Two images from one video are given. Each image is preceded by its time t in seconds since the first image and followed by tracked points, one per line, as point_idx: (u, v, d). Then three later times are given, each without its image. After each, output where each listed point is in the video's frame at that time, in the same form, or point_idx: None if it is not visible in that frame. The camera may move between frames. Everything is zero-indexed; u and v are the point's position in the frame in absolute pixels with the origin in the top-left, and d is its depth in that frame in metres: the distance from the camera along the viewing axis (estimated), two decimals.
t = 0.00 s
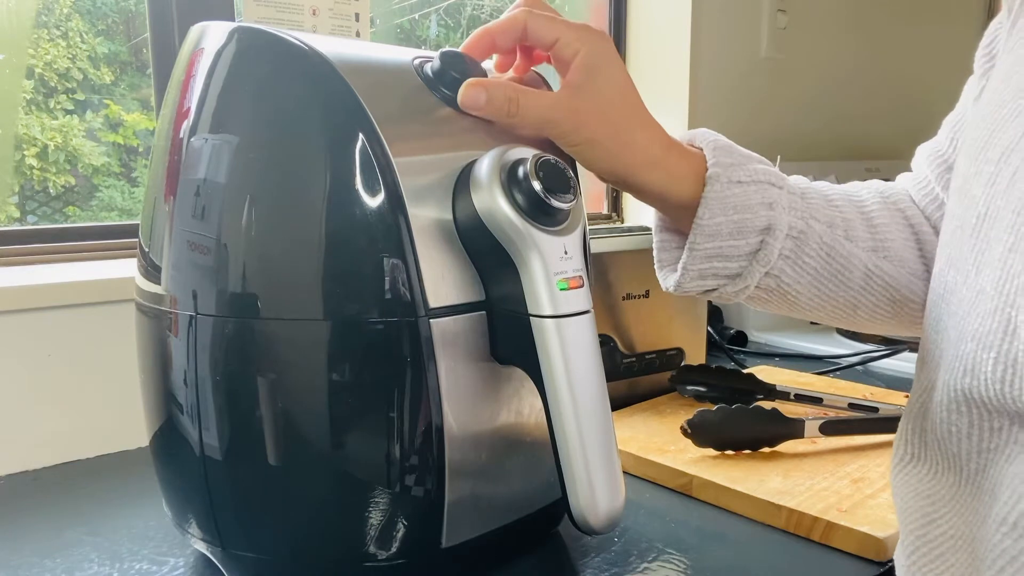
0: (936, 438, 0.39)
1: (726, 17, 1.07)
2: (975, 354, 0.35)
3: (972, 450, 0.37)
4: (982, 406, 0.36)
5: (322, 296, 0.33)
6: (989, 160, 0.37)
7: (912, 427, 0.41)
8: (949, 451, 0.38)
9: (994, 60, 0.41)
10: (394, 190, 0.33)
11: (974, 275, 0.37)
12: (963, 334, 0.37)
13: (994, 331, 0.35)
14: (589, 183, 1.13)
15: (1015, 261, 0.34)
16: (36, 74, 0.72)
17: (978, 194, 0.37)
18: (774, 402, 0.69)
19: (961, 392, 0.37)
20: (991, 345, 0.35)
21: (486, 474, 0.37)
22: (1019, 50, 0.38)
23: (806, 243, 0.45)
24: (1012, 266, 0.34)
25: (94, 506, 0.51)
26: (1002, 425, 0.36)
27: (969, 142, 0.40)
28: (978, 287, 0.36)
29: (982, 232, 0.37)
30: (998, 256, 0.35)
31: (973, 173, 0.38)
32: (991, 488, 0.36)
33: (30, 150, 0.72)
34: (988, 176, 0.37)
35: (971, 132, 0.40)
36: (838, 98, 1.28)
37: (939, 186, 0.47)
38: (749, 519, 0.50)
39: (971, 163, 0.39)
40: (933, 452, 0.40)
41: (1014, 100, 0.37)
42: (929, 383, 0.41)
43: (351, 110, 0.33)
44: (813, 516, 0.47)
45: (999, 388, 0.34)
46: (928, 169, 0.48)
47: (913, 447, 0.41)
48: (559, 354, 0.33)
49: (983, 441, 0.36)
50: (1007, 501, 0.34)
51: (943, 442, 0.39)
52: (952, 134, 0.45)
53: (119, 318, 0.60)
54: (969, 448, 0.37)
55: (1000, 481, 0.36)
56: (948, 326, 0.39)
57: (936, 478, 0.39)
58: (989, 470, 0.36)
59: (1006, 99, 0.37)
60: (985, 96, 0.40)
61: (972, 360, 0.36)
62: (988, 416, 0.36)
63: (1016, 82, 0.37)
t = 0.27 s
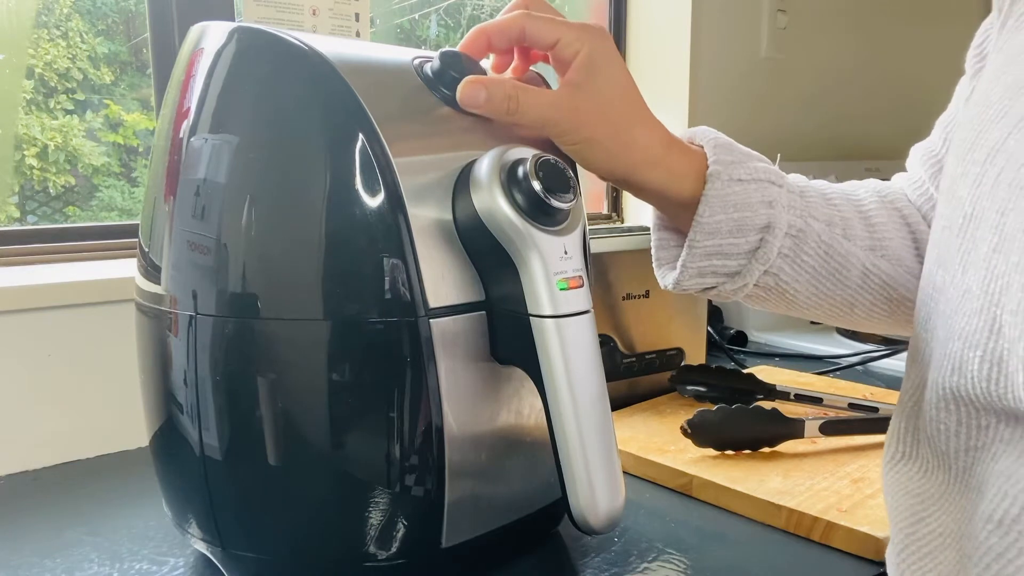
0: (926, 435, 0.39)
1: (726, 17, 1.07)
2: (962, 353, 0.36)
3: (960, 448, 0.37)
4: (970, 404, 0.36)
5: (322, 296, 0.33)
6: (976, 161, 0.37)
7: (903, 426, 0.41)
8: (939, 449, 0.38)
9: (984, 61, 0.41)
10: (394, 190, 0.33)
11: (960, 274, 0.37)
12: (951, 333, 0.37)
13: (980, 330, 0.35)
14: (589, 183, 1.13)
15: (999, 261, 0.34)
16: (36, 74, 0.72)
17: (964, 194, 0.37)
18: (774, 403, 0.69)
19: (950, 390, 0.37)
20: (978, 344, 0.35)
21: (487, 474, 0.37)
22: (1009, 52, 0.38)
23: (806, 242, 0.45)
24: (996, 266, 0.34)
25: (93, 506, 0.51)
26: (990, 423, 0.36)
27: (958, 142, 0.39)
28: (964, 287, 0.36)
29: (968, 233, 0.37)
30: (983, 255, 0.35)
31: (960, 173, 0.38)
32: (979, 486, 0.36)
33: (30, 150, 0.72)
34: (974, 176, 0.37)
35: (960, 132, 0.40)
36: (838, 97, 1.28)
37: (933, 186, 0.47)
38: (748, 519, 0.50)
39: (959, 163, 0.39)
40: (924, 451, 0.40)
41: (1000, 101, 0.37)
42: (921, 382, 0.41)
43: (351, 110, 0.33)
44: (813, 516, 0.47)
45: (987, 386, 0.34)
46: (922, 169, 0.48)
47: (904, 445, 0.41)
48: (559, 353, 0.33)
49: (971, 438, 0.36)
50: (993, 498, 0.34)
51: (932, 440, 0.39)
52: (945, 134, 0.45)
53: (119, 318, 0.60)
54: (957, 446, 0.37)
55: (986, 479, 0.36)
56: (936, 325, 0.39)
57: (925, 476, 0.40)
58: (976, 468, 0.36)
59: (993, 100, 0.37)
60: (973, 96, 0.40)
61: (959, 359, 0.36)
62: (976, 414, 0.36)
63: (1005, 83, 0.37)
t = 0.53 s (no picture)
0: (922, 431, 0.40)
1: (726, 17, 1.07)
2: (954, 349, 0.36)
3: (952, 444, 0.37)
4: (962, 400, 0.36)
5: (322, 296, 0.33)
6: (969, 159, 0.37)
7: (902, 422, 0.41)
8: (933, 445, 0.39)
9: (980, 58, 0.41)
10: (394, 190, 0.33)
11: (953, 271, 0.37)
12: (944, 329, 0.37)
13: (972, 327, 0.35)
14: (588, 183, 1.13)
15: (990, 258, 0.34)
16: (36, 74, 0.72)
17: (957, 191, 0.37)
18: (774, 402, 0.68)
19: (942, 386, 0.37)
20: (969, 340, 0.35)
21: (486, 474, 0.37)
22: (1004, 49, 0.38)
23: (800, 238, 0.45)
24: (988, 263, 0.34)
25: (93, 506, 0.51)
26: (980, 419, 0.35)
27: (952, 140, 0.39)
28: (957, 283, 0.36)
29: (961, 230, 0.37)
30: (975, 252, 0.35)
31: (954, 170, 0.38)
32: (970, 482, 0.36)
33: (30, 150, 0.72)
34: (966, 173, 0.37)
35: (955, 129, 0.40)
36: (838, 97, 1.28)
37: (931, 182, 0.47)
38: (748, 519, 0.50)
39: (953, 161, 0.39)
40: (920, 447, 0.40)
41: (994, 98, 0.37)
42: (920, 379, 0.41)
43: (351, 110, 0.33)
44: (813, 516, 0.47)
45: (977, 382, 0.35)
46: (919, 165, 0.47)
47: (901, 441, 0.41)
48: (559, 353, 0.33)
49: (963, 435, 0.36)
50: (983, 495, 0.34)
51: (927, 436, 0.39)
52: (942, 132, 0.45)
53: (119, 318, 0.60)
54: (949, 442, 0.37)
55: (977, 475, 0.35)
56: (931, 322, 0.39)
57: (919, 474, 0.40)
58: (967, 464, 0.36)
59: (987, 98, 0.37)
60: (969, 93, 0.40)
61: (951, 355, 0.36)
62: (967, 410, 0.36)
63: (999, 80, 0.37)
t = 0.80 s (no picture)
0: (925, 429, 0.40)
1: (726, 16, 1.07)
2: (959, 345, 0.36)
3: (954, 442, 0.37)
4: (965, 397, 0.36)
5: (322, 296, 0.33)
6: (972, 155, 0.37)
7: (904, 419, 0.42)
8: (935, 442, 0.39)
9: (982, 55, 0.41)
10: (395, 191, 0.33)
11: (957, 267, 0.37)
12: (948, 326, 0.37)
13: (977, 322, 0.35)
14: (588, 182, 1.13)
15: (996, 254, 0.34)
16: (36, 74, 0.72)
17: (960, 188, 0.37)
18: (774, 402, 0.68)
19: (945, 382, 0.37)
20: (974, 336, 0.35)
21: (486, 474, 0.37)
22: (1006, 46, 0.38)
23: (796, 234, 0.45)
24: (993, 259, 0.34)
25: (93, 506, 0.51)
26: (982, 417, 0.36)
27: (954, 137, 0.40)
28: (961, 279, 0.36)
29: (964, 227, 0.37)
30: (979, 249, 0.35)
31: (957, 167, 0.38)
32: (973, 480, 0.36)
33: (30, 150, 0.72)
34: (970, 170, 0.37)
35: (957, 125, 0.40)
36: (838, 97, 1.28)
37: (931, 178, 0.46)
38: (748, 519, 0.50)
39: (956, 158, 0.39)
40: (923, 444, 0.40)
41: (997, 96, 0.37)
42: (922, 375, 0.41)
43: (351, 110, 0.33)
44: (813, 516, 0.47)
45: (982, 378, 0.35)
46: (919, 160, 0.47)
47: (904, 438, 0.41)
48: (558, 352, 0.33)
49: (965, 432, 0.36)
50: (985, 492, 0.35)
51: (930, 434, 0.39)
52: (943, 128, 0.45)
53: (119, 318, 0.60)
54: (951, 440, 0.37)
55: (979, 473, 0.36)
56: (935, 318, 0.39)
57: (920, 470, 0.40)
58: (969, 461, 0.36)
59: (990, 95, 0.37)
60: (972, 89, 0.40)
61: (955, 351, 0.36)
62: (970, 407, 0.36)
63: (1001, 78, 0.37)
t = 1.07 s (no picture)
0: (932, 429, 0.39)
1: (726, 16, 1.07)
2: (971, 346, 0.36)
3: (966, 442, 0.37)
4: (977, 397, 0.36)
5: (322, 296, 0.33)
6: (986, 156, 0.37)
7: (911, 419, 0.42)
8: (944, 442, 0.39)
9: (991, 56, 0.42)
10: (395, 191, 0.33)
11: (971, 268, 0.37)
12: (960, 326, 0.37)
13: (991, 323, 0.35)
14: (588, 182, 1.13)
15: (1011, 254, 0.34)
16: (36, 74, 0.72)
17: (975, 188, 0.37)
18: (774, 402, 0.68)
19: (957, 382, 0.37)
20: (988, 337, 0.35)
21: (486, 474, 0.37)
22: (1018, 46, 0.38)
23: (796, 235, 0.45)
24: (1009, 259, 0.34)
25: (93, 506, 0.51)
26: (995, 416, 0.36)
27: (967, 138, 0.40)
28: (975, 280, 0.36)
29: (978, 227, 0.37)
30: (995, 249, 0.35)
31: (970, 167, 0.38)
32: (985, 479, 0.36)
33: (30, 150, 0.72)
34: (984, 170, 0.37)
35: (970, 127, 0.40)
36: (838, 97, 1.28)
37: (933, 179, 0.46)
38: (748, 519, 0.50)
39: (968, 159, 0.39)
40: (930, 445, 0.40)
41: (1012, 96, 0.37)
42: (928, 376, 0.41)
43: (351, 110, 0.33)
44: (813, 516, 0.47)
45: (995, 379, 0.35)
46: (921, 160, 0.47)
47: (911, 438, 0.41)
48: (558, 352, 0.33)
49: (977, 432, 0.37)
50: (1000, 491, 0.35)
51: (939, 434, 0.39)
52: (948, 126, 0.45)
53: (119, 318, 0.60)
54: (961, 440, 0.37)
55: (992, 473, 0.36)
56: (945, 320, 0.39)
57: (931, 470, 0.40)
58: (982, 461, 0.36)
59: (1005, 95, 0.37)
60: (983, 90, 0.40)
61: (968, 352, 0.36)
62: (982, 407, 0.36)
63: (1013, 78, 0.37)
